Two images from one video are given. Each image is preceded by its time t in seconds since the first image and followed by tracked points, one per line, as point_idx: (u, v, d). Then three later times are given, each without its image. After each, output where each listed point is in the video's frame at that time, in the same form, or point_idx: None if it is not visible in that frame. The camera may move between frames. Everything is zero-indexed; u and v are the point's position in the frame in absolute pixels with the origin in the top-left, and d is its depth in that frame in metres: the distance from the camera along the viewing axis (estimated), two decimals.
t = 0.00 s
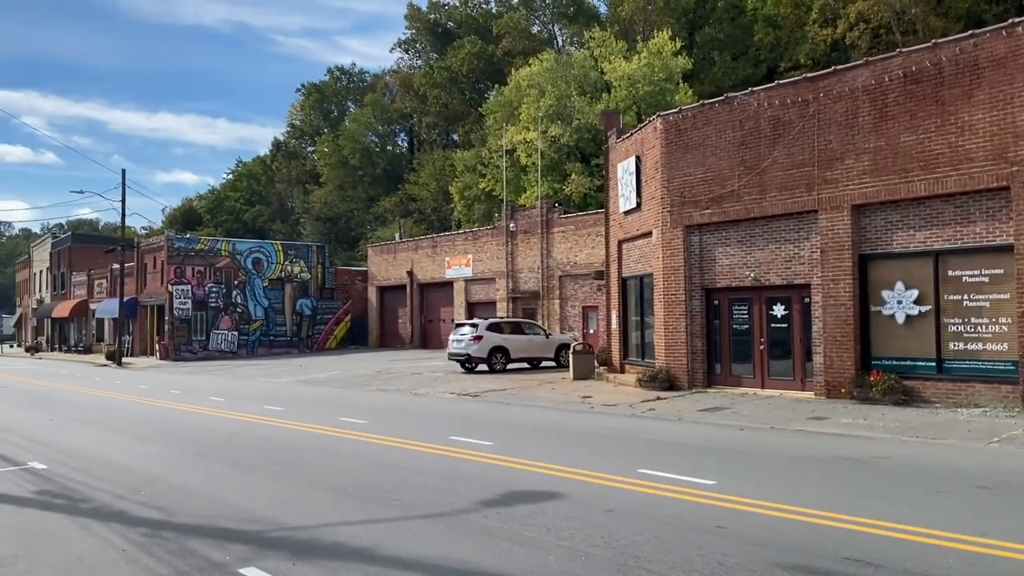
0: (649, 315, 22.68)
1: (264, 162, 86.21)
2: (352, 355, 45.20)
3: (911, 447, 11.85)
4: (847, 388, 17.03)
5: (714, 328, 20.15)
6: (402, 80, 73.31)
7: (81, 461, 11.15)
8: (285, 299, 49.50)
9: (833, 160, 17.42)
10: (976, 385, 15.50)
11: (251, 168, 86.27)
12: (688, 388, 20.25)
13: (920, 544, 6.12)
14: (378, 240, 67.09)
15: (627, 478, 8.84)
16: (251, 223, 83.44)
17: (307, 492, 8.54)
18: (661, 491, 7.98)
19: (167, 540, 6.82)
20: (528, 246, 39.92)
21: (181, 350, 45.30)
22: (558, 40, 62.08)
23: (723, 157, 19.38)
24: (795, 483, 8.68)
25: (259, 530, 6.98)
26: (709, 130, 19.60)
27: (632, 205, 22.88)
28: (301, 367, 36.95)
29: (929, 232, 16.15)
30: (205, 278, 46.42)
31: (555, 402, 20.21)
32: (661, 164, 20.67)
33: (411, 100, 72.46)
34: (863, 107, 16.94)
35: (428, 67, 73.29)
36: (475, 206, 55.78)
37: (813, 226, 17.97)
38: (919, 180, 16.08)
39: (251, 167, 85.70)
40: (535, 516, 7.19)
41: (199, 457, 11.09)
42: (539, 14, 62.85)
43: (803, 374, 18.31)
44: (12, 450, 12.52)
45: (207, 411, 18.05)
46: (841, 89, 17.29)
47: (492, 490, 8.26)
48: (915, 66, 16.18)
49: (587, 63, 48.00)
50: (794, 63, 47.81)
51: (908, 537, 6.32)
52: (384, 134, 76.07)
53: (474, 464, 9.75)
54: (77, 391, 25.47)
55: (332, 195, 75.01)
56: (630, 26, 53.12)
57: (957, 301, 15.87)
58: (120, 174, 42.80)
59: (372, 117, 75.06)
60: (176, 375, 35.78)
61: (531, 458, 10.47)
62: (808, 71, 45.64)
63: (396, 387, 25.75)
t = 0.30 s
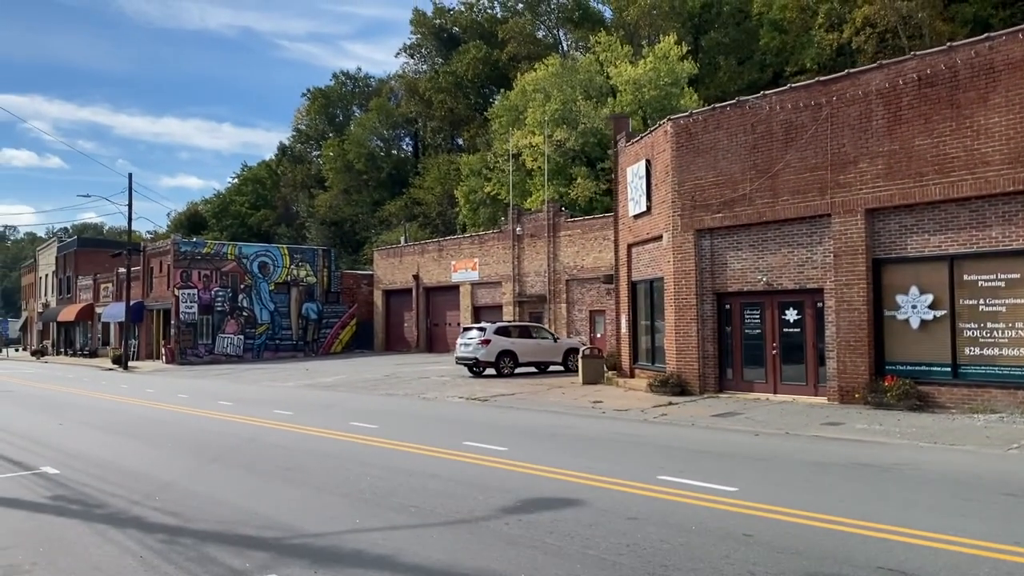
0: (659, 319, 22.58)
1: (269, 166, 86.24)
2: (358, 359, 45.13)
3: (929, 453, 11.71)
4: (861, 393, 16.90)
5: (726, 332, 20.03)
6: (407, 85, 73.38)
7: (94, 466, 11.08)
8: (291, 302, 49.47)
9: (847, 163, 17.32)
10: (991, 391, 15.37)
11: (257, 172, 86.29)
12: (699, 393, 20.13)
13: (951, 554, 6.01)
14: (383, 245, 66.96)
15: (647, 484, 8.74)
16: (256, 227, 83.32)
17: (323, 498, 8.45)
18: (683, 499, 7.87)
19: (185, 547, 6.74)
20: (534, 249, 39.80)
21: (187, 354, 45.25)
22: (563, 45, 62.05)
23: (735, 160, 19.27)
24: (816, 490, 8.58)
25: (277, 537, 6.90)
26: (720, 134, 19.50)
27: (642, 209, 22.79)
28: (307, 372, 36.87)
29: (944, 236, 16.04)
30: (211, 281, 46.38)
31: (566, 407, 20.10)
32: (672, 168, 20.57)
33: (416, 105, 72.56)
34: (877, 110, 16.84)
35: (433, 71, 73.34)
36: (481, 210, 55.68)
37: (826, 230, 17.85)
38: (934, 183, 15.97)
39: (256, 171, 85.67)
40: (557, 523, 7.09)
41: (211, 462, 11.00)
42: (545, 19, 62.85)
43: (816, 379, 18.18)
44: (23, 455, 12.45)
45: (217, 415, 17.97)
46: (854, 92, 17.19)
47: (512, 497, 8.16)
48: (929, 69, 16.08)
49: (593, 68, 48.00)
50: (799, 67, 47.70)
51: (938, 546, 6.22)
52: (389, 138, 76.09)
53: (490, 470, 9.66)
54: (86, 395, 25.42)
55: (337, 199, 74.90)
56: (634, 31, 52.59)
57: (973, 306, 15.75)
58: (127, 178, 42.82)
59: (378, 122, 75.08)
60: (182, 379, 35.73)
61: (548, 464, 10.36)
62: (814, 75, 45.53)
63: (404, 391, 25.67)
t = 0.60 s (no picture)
0: (667, 324, 22.51)
1: (269, 169, 86.12)
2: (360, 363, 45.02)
3: (945, 460, 11.66)
4: (873, 399, 16.84)
5: (734, 337, 19.98)
6: (408, 88, 73.40)
7: (107, 472, 11.03)
8: (293, 306, 49.38)
9: (857, 168, 17.28)
10: (1004, 397, 15.33)
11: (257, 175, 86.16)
12: (708, 398, 20.06)
13: (986, 563, 5.95)
14: (383, 248, 66.83)
15: (669, 491, 8.67)
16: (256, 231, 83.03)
17: (343, 505, 8.38)
18: (708, 506, 7.80)
19: (209, 555, 6.68)
20: (538, 253, 39.74)
21: (189, 358, 45.16)
22: (564, 49, 62.06)
23: (744, 165, 19.24)
24: (841, 497, 8.50)
25: (302, 545, 6.83)
26: (729, 138, 19.46)
27: (649, 213, 22.74)
28: (311, 376, 36.76)
29: (956, 241, 15.99)
30: (212, 285, 46.29)
31: (574, 411, 20.03)
32: (680, 172, 20.53)
33: (417, 109, 72.65)
34: (887, 115, 16.81)
35: (434, 75, 73.33)
36: (482, 214, 55.57)
37: (836, 235, 17.81)
38: (946, 188, 15.93)
39: (256, 174, 85.48)
40: (583, 531, 7.03)
41: (226, 468, 10.94)
42: (546, 24, 62.86)
43: (826, 385, 18.13)
44: (35, 460, 12.37)
45: (225, 420, 17.88)
46: (864, 97, 17.16)
47: (535, 504, 8.10)
48: (941, 74, 16.04)
49: (595, 72, 47.98)
50: (800, 72, 47.68)
51: (973, 555, 6.15)
52: (390, 142, 76.11)
53: (509, 476, 9.59)
54: (91, 399, 25.34)
55: (337, 203, 74.71)
56: (635, 36, 52.71)
57: (985, 311, 15.72)
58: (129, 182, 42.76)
59: (378, 125, 75.11)
60: (185, 383, 35.63)
61: (565, 470, 10.30)
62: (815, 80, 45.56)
63: (411, 396, 25.59)
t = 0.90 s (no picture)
0: (663, 329, 22.52)
1: (260, 172, 85.86)
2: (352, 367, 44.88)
3: (946, 467, 11.69)
4: (870, 405, 16.88)
5: (731, 342, 20.00)
6: (400, 91, 73.41)
7: (106, 479, 10.95)
8: (284, 309, 49.24)
9: (855, 175, 17.34)
10: (1001, 403, 15.39)
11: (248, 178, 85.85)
12: (705, 403, 20.07)
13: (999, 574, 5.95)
14: (374, 251, 66.66)
15: (676, 500, 8.65)
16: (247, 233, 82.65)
17: (350, 515, 8.33)
18: (717, 516, 7.79)
19: (218, 567, 6.63)
20: (532, 257, 39.74)
21: (180, 361, 44.93)
22: (556, 52, 62.17)
23: (740, 170, 19.28)
24: (848, 506, 8.50)
25: (312, 557, 6.78)
26: (726, 144, 19.50)
27: (646, 218, 22.75)
28: (304, 379, 36.64)
29: (953, 248, 16.06)
30: (204, 288, 46.09)
31: (572, 416, 20.00)
32: (677, 178, 20.56)
33: (409, 111, 72.64)
34: (885, 122, 16.87)
35: (426, 78, 73.33)
36: (475, 217, 55.51)
37: (833, 241, 17.86)
38: (943, 195, 16.00)
39: (247, 177, 85.09)
40: (595, 541, 7.01)
41: (227, 475, 10.87)
42: (537, 27, 62.94)
43: (823, 390, 18.17)
44: (33, 467, 12.28)
45: (222, 425, 17.78)
46: (862, 103, 17.22)
47: (543, 514, 8.07)
48: (938, 81, 16.12)
49: (587, 76, 48.01)
50: (791, 76, 47.92)
51: (987, 566, 6.15)
52: (381, 145, 76.10)
53: (514, 485, 9.56)
54: (84, 404, 25.18)
55: (328, 205, 74.49)
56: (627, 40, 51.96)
57: (982, 318, 15.79)
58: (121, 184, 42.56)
59: (369, 128, 75.09)
60: (177, 387, 35.46)
61: (569, 478, 10.27)
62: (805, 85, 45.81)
63: (407, 400, 25.52)
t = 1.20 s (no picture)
0: (646, 332, 22.59)
1: (241, 173, 85.35)
2: (334, 369, 44.69)
3: (927, 470, 11.79)
4: (852, 408, 17.01)
5: (714, 345, 20.08)
6: (383, 92, 73.22)
7: (87, 483, 10.84)
8: (266, 311, 48.98)
9: (837, 180, 17.48)
10: (980, 406, 15.55)
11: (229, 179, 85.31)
12: (687, 406, 20.14)
13: None
14: (357, 253, 66.41)
15: (661, 503, 8.67)
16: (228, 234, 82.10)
17: (335, 519, 8.30)
18: (703, 520, 7.81)
19: (202, 571, 6.58)
20: (516, 259, 39.74)
21: (160, 363, 44.58)
22: (540, 55, 62.23)
23: (724, 175, 19.38)
24: (832, 509, 8.55)
25: (297, 561, 6.75)
26: (710, 148, 19.60)
27: (630, 222, 22.82)
28: (286, 382, 36.45)
29: (934, 252, 16.21)
30: (185, 290, 45.78)
31: (555, 419, 20.03)
32: (661, 182, 20.63)
33: (392, 112, 72.46)
34: (867, 127, 17.02)
35: (409, 80, 73.17)
36: (458, 220, 55.40)
37: (816, 245, 17.98)
38: (924, 200, 16.15)
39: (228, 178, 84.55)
40: (581, 545, 7.02)
41: (209, 479, 10.79)
42: (521, 30, 62.95)
43: (805, 393, 18.29)
44: (12, 471, 12.14)
45: (203, 428, 17.65)
46: (844, 109, 17.36)
47: (528, 517, 8.07)
48: (919, 87, 16.28)
49: (571, 79, 48.14)
50: (773, 81, 48.26)
51: (969, 568, 6.21)
52: (364, 146, 75.95)
53: (499, 488, 9.56)
54: (63, 406, 24.94)
55: (310, 206, 74.15)
56: (609, 43, 52.37)
57: (961, 321, 15.94)
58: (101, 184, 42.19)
59: (352, 129, 74.89)
60: (157, 389, 35.18)
61: (554, 481, 10.28)
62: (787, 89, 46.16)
63: (389, 403, 25.45)
